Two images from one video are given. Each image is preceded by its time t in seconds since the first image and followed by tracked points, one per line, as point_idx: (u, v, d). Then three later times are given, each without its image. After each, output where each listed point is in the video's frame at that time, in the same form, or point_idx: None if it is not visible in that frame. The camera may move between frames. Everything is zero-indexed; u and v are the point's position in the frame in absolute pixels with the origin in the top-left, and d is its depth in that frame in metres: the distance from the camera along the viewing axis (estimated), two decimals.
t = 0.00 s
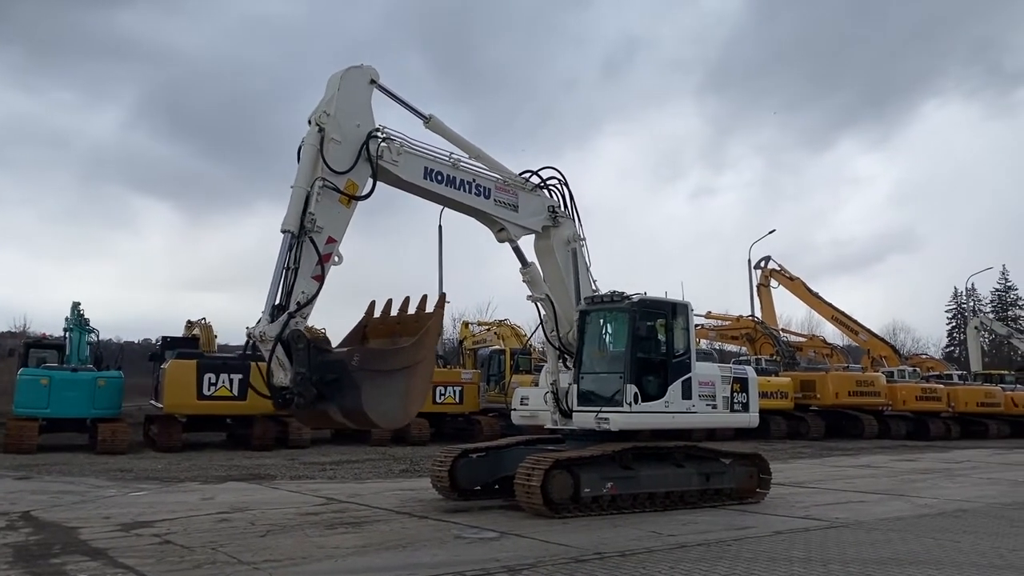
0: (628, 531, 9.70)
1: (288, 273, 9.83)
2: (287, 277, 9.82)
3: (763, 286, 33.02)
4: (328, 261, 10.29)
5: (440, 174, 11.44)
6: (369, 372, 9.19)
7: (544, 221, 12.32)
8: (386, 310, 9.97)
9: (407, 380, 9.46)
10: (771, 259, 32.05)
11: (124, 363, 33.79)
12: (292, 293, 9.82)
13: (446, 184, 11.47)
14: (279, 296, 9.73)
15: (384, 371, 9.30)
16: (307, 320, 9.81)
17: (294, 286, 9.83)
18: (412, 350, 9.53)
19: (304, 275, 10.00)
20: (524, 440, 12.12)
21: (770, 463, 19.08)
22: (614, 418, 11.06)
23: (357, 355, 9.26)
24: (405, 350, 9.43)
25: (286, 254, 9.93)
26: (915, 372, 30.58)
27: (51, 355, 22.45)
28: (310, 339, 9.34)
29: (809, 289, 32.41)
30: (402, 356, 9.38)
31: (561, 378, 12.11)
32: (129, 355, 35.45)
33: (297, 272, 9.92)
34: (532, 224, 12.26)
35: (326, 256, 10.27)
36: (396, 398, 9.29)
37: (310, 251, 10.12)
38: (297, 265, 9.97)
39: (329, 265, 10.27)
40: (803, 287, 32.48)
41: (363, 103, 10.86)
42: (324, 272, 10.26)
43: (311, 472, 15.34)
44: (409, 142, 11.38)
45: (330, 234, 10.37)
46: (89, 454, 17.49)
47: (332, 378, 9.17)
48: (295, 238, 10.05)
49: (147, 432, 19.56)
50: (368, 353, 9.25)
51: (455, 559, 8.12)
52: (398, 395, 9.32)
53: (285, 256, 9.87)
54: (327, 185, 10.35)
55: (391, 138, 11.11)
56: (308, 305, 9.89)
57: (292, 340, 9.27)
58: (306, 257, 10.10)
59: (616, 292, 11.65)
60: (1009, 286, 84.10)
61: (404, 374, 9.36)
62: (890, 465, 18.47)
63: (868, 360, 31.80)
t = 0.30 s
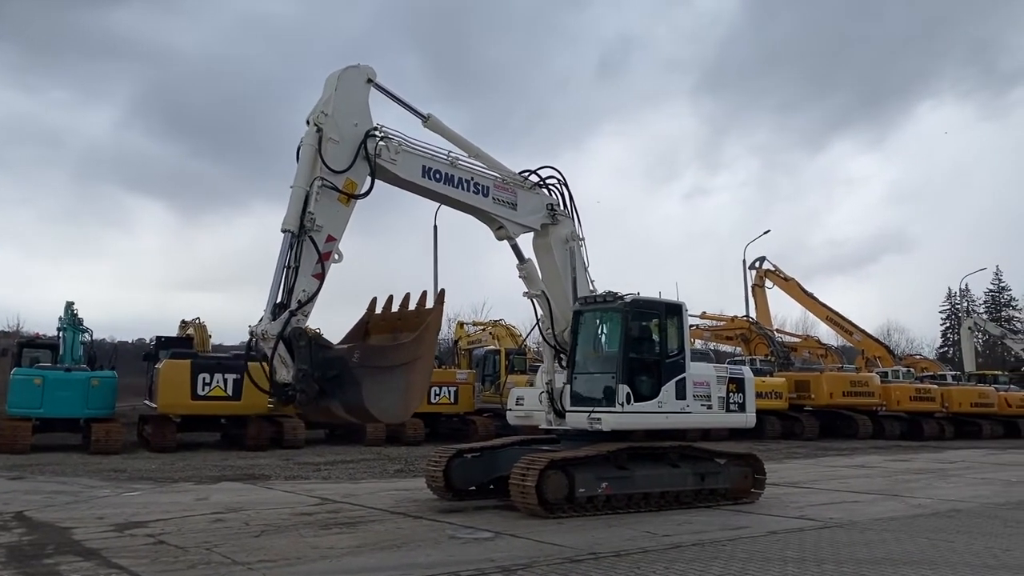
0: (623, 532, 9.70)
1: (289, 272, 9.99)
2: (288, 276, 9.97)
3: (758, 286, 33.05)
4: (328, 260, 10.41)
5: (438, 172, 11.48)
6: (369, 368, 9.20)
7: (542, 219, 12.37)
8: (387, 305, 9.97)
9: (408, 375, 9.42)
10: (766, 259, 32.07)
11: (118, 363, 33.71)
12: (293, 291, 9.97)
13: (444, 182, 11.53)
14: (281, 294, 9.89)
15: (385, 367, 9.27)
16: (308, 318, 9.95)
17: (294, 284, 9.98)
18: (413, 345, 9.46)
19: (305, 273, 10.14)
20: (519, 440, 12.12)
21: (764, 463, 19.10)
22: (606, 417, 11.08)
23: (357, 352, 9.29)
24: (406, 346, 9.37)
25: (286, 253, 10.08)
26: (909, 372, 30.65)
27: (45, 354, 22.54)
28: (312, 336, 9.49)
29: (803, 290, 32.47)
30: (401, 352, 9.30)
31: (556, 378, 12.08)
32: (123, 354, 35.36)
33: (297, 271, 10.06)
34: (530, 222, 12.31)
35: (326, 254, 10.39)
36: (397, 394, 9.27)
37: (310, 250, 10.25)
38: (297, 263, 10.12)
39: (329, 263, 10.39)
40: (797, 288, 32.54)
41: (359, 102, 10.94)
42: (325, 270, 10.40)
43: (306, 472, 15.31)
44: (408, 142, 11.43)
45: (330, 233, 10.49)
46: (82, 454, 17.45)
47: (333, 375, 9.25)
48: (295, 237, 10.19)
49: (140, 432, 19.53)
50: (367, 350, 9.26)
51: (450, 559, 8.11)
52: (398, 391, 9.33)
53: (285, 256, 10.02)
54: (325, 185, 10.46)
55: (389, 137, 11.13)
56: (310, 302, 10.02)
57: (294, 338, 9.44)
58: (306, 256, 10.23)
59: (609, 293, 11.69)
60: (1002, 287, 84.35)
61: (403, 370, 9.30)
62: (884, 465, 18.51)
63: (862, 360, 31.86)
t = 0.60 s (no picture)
0: (619, 531, 9.70)
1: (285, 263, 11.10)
2: (285, 265, 11.11)
3: (754, 286, 33.10)
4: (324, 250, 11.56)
5: (436, 168, 12.16)
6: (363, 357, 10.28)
7: (542, 215, 12.79)
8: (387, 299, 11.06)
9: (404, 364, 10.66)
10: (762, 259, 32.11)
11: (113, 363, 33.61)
12: (289, 281, 11.12)
13: (442, 178, 12.19)
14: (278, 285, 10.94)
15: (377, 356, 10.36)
16: (302, 308, 11.08)
17: (290, 275, 11.11)
18: (406, 335, 10.71)
19: (301, 264, 11.28)
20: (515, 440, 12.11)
21: (760, 462, 19.12)
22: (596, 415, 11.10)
23: (349, 341, 10.30)
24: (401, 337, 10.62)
25: (283, 244, 11.19)
26: (904, 372, 30.71)
27: (40, 353, 22.42)
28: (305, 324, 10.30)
29: (799, 290, 32.52)
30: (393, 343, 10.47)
31: (552, 377, 12.10)
32: (118, 353, 35.27)
33: (294, 262, 11.20)
34: (529, 219, 12.73)
35: (322, 245, 11.54)
36: (391, 382, 10.38)
37: (307, 241, 11.37)
38: (294, 255, 11.25)
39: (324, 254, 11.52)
40: (793, 288, 32.58)
41: (356, 99, 11.86)
42: (322, 260, 11.54)
43: (302, 472, 15.30)
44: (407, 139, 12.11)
45: (326, 225, 11.61)
46: (78, 454, 17.41)
47: (326, 362, 10.19)
48: (292, 229, 11.29)
49: (136, 432, 19.49)
50: (361, 340, 10.32)
51: (446, 559, 8.11)
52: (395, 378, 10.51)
53: (283, 246, 11.14)
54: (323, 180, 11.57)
55: (388, 133, 11.92)
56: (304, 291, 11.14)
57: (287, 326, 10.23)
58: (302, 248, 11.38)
59: (602, 293, 11.72)
60: (998, 287, 84.49)
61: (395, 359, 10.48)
62: (879, 465, 18.54)
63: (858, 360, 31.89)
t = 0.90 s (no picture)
0: (616, 531, 9.70)
1: (277, 251, 11.04)
2: (277, 256, 11.04)
3: (751, 286, 33.12)
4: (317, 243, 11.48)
5: (433, 165, 12.18)
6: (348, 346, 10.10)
7: (543, 213, 12.85)
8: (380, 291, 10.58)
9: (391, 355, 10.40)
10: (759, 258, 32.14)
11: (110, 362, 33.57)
12: (282, 271, 11.02)
13: (440, 175, 12.21)
14: (271, 273, 10.85)
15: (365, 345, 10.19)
16: (294, 297, 10.95)
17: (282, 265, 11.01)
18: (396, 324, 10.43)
19: (294, 255, 11.18)
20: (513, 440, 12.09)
21: (758, 462, 19.11)
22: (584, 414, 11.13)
23: (336, 329, 10.13)
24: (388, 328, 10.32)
25: (278, 235, 11.17)
26: (901, 372, 30.75)
27: (36, 354, 21.88)
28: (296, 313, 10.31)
29: (797, 290, 32.54)
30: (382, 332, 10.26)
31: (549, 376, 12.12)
32: (115, 352, 35.24)
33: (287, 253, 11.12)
34: (529, 216, 12.76)
35: (316, 238, 11.50)
36: (378, 371, 10.21)
37: (301, 234, 11.32)
38: (288, 246, 11.20)
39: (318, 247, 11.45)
40: (791, 288, 32.62)
41: (354, 96, 11.85)
42: (315, 253, 11.44)
43: (299, 471, 15.29)
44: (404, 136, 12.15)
45: (320, 217, 11.54)
46: (75, 453, 17.39)
47: (315, 351, 10.12)
48: (286, 222, 11.28)
49: (133, 431, 19.49)
50: (348, 327, 10.14)
51: (442, 558, 8.11)
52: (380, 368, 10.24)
53: (276, 237, 11.11)
54: (318, 174, 11.52)
55: (383, 130, 11.94)
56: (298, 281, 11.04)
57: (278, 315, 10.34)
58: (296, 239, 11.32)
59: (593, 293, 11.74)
60: (994, 287, 84.58)
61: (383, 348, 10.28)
62: (877, 465, 18.54)
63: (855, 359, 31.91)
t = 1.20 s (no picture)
0: (613, 530, 9.71)
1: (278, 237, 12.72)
2: (272, 242, 12.66)
3: (749, 285, 33.14)
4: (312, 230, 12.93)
5: (433, 160, 13.26)
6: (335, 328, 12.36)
7: (545, 210, 13.55)
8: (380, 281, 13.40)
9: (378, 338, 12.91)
10: (757, 257, 32.17)
11: (108, 361, 33.59)
12: (276, 256, 12.63)
13: (439, 170, 13.25)
14: (265, 258, 12.47)
15: (348, 328, 12.50)
16: (285, 281, 12.59)
17: (277, 251, 12.63)
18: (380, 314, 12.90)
19: (289, 241, 12.77)
20: (510, 439, 12.07)
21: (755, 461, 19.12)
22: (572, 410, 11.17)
23: (321, 313, 12.26)
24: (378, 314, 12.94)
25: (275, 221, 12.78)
26: (899, 371, 30.79)
27: (34, 351, 22.06)
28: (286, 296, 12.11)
29: (794, 289, 32.56)
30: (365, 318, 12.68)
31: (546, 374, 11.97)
32: (113, 350, 35.19)
33: (281, 239, 12.71)
34: (530, 212, 13.55)
35: (311, 226, 12.97)
36: (358, 352, 12.53)
37: (296, 220, 12.87)
38: (283, 233, 12.77)
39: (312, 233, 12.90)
40: (788, 287, 32.64)
41: (355, 94, 13.26)
42: (309, 239, 12.94)
43: (297, 470, 15.29)
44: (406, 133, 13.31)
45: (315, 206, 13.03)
46: (72, 452, 17.38)
47: (304, 332, 12.07)
48: (283, 208, 12.81)
49: (131, 430, 19.47)
50: (332, 312, 12.32)
51: (440, 557, 8.10)
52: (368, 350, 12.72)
53: (273, 223, 12.72)
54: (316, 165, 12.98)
55: (383, 125, 13.15)
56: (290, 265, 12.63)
57: (269, 297, 12.07)
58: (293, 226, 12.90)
59: (582, 292, 11.79)
60: (991, 286, 84.68)
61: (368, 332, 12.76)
62: (874, 463, 18.57)
63: (853, 358, 31.92)
